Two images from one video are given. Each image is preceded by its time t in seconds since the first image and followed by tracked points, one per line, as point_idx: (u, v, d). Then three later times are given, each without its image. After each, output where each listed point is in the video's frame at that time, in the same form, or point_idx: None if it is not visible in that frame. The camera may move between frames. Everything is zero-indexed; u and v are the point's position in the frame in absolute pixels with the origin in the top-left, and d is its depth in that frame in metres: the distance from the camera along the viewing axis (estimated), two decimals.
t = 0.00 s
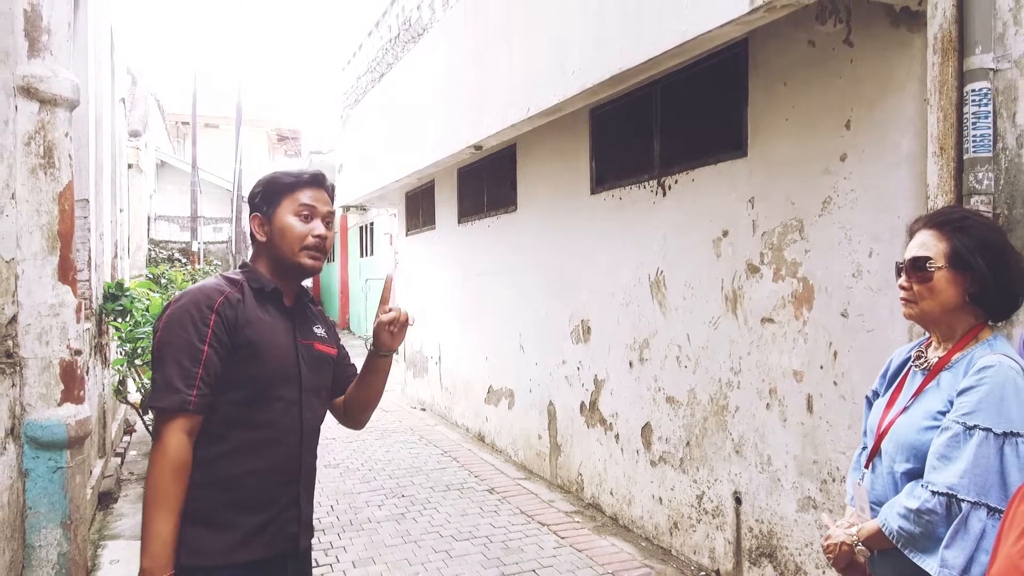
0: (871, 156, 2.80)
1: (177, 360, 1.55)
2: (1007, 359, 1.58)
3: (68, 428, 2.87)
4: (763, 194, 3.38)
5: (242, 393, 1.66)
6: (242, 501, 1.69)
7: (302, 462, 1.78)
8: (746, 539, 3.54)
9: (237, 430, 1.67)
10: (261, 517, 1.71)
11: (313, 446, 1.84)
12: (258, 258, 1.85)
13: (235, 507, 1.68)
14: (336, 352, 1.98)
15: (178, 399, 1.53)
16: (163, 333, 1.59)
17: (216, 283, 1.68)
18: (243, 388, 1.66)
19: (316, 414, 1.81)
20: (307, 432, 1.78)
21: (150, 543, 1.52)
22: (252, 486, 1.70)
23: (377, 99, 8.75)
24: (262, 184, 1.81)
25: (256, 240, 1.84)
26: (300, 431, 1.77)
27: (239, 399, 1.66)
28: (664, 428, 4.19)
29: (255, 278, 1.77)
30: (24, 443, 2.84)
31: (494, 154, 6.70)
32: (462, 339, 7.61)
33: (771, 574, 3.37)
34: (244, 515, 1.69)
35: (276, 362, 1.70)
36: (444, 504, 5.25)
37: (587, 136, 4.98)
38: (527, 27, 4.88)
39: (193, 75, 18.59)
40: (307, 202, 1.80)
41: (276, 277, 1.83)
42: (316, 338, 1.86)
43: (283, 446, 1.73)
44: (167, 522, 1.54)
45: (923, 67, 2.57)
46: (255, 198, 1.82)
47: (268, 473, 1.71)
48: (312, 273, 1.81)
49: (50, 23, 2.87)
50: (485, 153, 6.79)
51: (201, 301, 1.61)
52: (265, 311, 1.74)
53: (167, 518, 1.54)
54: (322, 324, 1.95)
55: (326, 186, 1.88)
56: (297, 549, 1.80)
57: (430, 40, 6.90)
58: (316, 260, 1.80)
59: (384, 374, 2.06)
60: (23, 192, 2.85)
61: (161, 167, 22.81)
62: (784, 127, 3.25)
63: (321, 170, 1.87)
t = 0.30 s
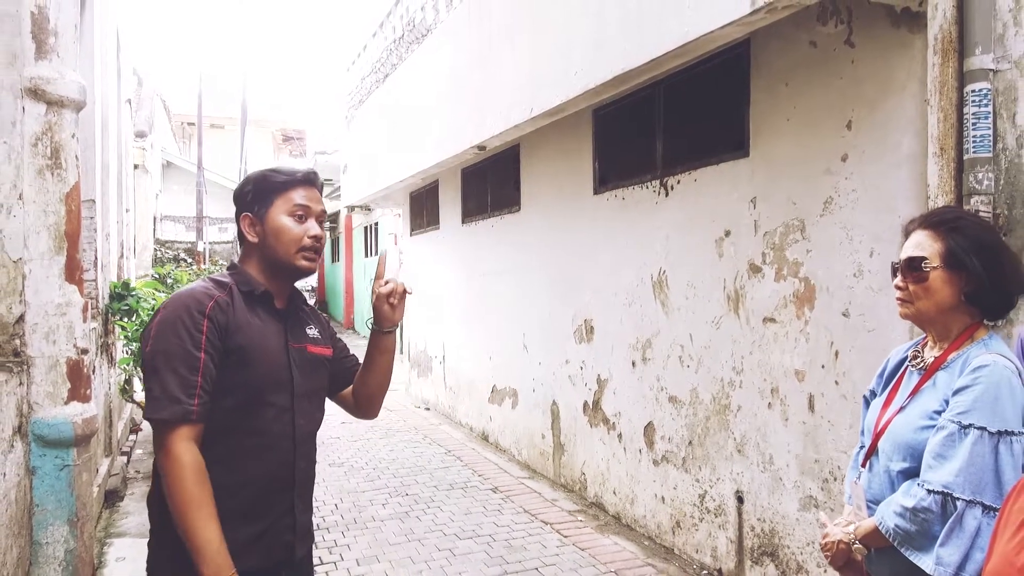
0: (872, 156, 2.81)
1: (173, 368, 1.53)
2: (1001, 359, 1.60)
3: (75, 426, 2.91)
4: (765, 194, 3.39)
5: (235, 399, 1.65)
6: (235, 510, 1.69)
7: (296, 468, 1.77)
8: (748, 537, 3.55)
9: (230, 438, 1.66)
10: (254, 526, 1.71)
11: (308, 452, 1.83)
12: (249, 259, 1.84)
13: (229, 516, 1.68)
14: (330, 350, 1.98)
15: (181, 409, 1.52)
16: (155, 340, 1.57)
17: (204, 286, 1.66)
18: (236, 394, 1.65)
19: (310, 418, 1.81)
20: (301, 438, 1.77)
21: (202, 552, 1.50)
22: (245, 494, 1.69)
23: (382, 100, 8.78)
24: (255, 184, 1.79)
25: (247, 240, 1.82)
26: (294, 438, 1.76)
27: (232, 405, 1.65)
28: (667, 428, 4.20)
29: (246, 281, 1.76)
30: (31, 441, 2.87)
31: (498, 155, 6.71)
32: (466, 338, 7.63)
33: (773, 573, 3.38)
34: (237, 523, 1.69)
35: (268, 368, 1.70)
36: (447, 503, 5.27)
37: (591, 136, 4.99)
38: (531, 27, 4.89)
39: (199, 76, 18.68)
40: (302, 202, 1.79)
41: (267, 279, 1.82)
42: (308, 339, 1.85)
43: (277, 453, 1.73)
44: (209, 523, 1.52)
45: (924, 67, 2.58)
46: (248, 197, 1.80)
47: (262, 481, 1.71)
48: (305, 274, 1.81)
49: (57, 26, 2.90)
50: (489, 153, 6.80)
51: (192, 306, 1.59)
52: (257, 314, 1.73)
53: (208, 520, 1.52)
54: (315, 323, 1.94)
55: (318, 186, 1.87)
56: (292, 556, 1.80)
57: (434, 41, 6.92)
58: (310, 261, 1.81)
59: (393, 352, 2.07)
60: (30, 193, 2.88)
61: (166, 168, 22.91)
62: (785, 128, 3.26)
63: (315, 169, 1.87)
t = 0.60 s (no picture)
0: (875, 155, 2.81)
1: (141, 394, 1.48)
2: (1000, 356, 1.60)
3: (83, 424, 2.94)
4: (769, 193, 3.39)
5: (218, 414, 1.62)
6: (232, 525, 1.66)
7: (292, 474, 1.75)
8: (751, 536, 3.55)
9: (218, 452, 1.63)
10: (253, 541, 1.69)
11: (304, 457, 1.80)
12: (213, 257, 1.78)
13: (225, 532, 1.66)
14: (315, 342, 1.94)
15: (152, 437, 1.47)
16: (120, 363, 1.51)
17: (167, 299, 1.60)
18: (219, 409, 1.62)
19: (302, 419, 1.78)
20: (294, 443, 1.74)
21: None
22: (239, 509, 1.67)
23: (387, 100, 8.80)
24: (213, 175, 1.75)
25: (210, 237, 1.77)
26: (286, 446, 1.73)
27: (216, 419, 1.62)
28: (671, 427, 4.20)
29: (213, 284, 1.70)
30: (39, 438, 2.90)
31: (502, 155, 6.72)
32: (471, 337, 7.65)
33: (776, 571, 3.38)
34: (234, 538, 1.67)
35: (249, 377, 1.66)
36: (452, 502, 5.28)
37: (594, 136, 5.00)
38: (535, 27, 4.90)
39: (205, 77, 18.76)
40: (263, 192, 1.74)
41: (235, 280, 1.78)
42: (290, 338, 1.81)
43: (268, 463, 1.69)
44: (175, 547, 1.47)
45: (927, 66, 2.58)
46: (207, 191, 1.75)
47: (256, 494, 1.68)
48: (273, 268, 1.76)
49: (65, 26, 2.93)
50: (494, 153, 6.80)
51: (155, 323, 1.53)
52: (230, 321, 1.68)
53: (182, 553, 1.48)
54: (295, 316, 1.90)
55: (281, 173, 1.82)
56: (294, 565, 1.78)
57: (439, 41, 6.93)
58: (277, 254, 1.75)
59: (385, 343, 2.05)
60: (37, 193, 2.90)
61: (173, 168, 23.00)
62: (789, 127, 3.26)
63: (277, 157, 1.82)
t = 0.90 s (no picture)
0: (880, 155, 2.81)
1: (120, 413, 1.46)
2: (1002, 355, 1.61)
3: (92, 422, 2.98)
4: (774, 193, 3.38)
5: (214, 423, 1.60)
6: (232, 534, 1.63)
7: (295, 478, 1.74)
8: (757, 536, 3.55)
9: (218, 461, 1.61)
10: (258, 546, 1.67)
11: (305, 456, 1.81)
12: (195, 257, 1.75)
13: (230, 540, 1.63)
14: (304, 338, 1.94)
15: (129, 458, 1.46)
16: (100, 379, 1.49)
17: (150, 309, 1.57)
18: (214, 419, 1.60)
19: (299, 419, 1.78)
20: (294, 445, 1.74)
21: None
22: (244, 515, 1.64)
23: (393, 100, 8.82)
24: (190, 173, 1.71)
25: (190, 237, 1.74)
26: (287, 449, 1.72)
27: (212, 428, 1.60)
28: (677, 426, 4.20)
29: (198, 290, 1.68)
30: (49, 436, 2.92)
31: (508, 155, 6.73)
32: (477, 337, 7.67)
33: (782, 571, 3.37)
34: (241, 545, 1.65)
35: (244, 383, 1.64)
36: (458, 501, 5.29)
37: (600, 137, 5.00)
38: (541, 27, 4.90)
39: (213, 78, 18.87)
40: (245, 189, 1.71)
41: (218, 282, 1.76)
42: (281, 338, 1.80)
43: (269, 469, 1.68)
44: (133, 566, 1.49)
45: (932, 65, 2.58)
46: (186, 190, 1.71)
47: (260, 499, 1.67)
48: (260, 267, 1.74)
49: (74, 28, 2.97)
50: (500, 153, 6.82)
51: (138, 338, 1.51)
52: (219, 328, 1.66)
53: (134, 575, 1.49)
54: (282, 314, 1.89)
55: (262, 167, 1.79)
56: (299, 565, 1.78)
57: (445, 41, 6.95)
58: (263, 252, 1.73)
59: (376, 339, 2.06)
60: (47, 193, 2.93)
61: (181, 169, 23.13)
62: (794, 127, 3.26)
63: (257, 150, 1.78)
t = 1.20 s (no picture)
0: (890, 155, 2.79)
1: (126, 416, 1.47)
2: (1008, 355, 1.60)
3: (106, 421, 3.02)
4: (783, 193, 3.37)
5: (219, 424, 1.61)
6: (237, 534, 1.66)
7: (301, 478, 1.76)
8: (766, 536, 3.54)
9: (223, 462, 1.63)
10: (264, 546, 1.69)
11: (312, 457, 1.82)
12: (198, 257, 1.77)
13: (235, 540, 1.66)
14: (312, 336, 1.95)
15: (139, 461, 1.46)
16: (105, 382, 1.50)
17: (153, 312, 1.56)
18: (219, 420, 1.61)
19: (305, 419, 1.80)
20: (300, 446, 1.75)
21: None
22: (249, 516, 1.67)
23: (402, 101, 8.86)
24: (193, 173, 1.72)
25: (194, 238, 1.75)
26: (293, 449, 1.74)
27: (217, 430, 1.61)
28: (685, 426, 4.20)
29: (201, 290, 1.69)
30: (63, 435, 2.96)
31: (516, 155, 6.74)
32: (485, 337, 7.69)
33: (791, 571, 3.37)
34: (246, 545, 1.67)
35: (249, 384, 1.66)
36: (466, 500, 5.31)
37: (609, 137, 5.00)
38: (549, 28, 4.91)
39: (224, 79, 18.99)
40: (248, 192, 1.72)
41: (222, 282, 1.78)
42: (287, 337, 1.81)
43: (275, 470, 1.70)
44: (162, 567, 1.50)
45: (941, 65, 2.56)
46: (190, 192, 1.72)
47: (265, 500, 1.69)
48: (264, 269, 1.76)
49: (87, 31, 3.01)
50: (508, 153, 6.83)
51: (142, 341, 1.50)
52: (224, 329, 1.67)
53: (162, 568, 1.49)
54: (289, 313, 1.91)
55: (265, 169, 1.80)
56: (307, 565, 1.79)
57: (454, 42, 6.97)
58: (267, 255, 1.75)
59: (383, 337, 2.06)
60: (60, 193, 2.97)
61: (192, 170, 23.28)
62: (803, 127, 3.25)
63: (260, 152, 1.79)
